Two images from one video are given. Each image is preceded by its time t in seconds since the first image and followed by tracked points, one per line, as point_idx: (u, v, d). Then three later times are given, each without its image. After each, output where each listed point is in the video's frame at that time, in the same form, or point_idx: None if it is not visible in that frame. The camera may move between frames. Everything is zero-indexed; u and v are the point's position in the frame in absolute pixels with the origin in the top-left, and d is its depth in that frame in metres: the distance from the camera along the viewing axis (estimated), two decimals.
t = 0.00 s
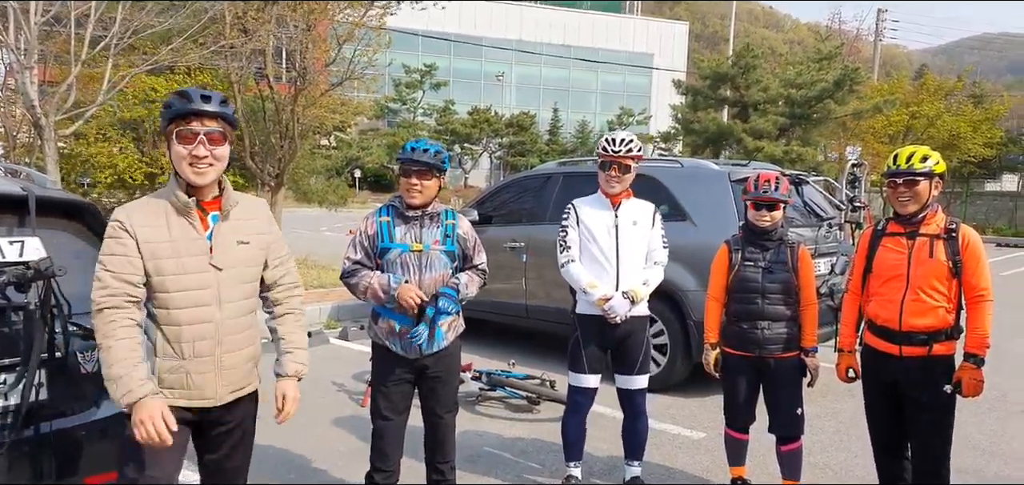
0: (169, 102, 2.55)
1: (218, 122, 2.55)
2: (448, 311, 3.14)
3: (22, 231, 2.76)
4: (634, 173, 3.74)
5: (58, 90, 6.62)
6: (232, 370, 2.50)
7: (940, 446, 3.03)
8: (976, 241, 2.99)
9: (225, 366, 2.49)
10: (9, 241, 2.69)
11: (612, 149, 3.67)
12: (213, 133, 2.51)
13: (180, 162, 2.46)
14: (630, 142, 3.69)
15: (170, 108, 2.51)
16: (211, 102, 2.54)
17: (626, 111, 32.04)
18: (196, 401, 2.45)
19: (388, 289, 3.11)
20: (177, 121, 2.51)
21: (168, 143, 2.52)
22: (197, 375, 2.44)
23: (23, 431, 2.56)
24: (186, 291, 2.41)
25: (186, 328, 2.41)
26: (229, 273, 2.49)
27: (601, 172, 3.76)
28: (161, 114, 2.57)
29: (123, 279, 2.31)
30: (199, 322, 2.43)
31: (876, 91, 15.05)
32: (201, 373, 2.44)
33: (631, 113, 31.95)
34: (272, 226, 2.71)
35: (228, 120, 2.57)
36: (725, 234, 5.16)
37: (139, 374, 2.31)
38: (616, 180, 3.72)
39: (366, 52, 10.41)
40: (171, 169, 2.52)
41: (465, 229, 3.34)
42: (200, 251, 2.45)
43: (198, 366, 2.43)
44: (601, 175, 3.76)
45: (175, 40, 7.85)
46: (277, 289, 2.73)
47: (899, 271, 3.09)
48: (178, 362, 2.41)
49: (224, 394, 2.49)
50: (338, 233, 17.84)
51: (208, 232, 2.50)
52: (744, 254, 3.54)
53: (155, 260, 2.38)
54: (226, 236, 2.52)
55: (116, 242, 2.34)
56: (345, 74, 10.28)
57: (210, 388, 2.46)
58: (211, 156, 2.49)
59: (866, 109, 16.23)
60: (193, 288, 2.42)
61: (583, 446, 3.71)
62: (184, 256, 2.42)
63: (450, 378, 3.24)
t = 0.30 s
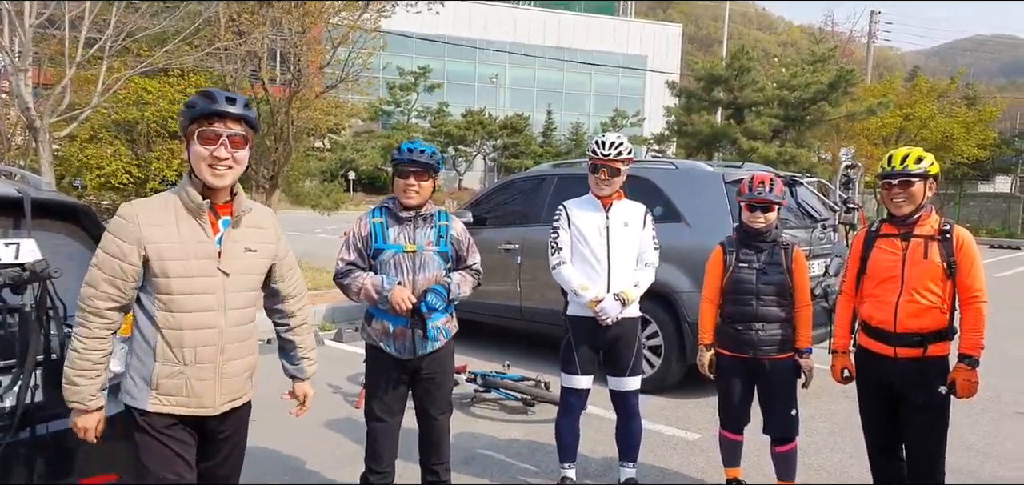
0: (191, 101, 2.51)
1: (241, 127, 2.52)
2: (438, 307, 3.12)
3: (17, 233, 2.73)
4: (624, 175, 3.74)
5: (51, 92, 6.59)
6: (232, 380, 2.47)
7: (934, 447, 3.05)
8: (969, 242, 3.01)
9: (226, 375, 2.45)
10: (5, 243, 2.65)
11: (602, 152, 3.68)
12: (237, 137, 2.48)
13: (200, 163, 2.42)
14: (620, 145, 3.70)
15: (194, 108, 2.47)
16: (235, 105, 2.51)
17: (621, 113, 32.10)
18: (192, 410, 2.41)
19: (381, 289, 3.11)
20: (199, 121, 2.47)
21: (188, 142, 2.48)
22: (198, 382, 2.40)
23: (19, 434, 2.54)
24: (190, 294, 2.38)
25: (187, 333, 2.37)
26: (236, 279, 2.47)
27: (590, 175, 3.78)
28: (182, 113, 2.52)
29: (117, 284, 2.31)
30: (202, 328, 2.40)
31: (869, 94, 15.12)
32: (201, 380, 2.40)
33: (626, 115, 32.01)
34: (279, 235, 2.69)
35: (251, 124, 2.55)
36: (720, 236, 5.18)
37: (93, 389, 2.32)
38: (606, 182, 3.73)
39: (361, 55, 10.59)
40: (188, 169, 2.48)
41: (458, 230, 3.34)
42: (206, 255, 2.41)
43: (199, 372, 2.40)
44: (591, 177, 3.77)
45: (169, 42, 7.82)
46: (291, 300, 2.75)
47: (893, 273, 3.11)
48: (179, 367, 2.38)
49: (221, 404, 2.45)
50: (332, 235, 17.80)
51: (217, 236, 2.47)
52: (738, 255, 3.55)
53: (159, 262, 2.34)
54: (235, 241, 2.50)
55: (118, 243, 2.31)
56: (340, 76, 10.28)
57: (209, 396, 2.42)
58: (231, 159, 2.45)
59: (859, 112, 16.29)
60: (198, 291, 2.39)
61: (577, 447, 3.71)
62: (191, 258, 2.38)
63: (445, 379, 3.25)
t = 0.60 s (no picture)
0: (177, 98, 2.43)
1: (228, 124, 2.45)
2: (440, 304, 3.13)
3: (16, 234, 2.68)
4: (624, 175, 3.74)
5: (48, 93, 6.56)
6: (242, 381, 2.45)
7: (933, 445, 3.05)
8: (967, 239, 3.02)
9: (237, 377, 2.43)
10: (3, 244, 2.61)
11: (603, 152, 3.69)
12: (223, 135, 2.41)
13: (188, 162, 2.35)
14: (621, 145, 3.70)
15: (179, 105, 2.39)
16: (222, 100, 2.44)
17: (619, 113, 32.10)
18: (209, 416, 2.36)
19: (378, 286, 3.10)
20: (185, 118, 2.39)
21: (173, 140, 2.40)
22: (212, 386, 2.35)
23: (19, 435, 2.54)
24: (196, 297, 2.31)
25: (198, 337, 2.31)
26: (238, 279, 2.43)
27: (591, 176, 3.78)
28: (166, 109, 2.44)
29: (122, 295, 2.19)
30: (213, 331, 2.35)
31: (866, 92, 15.13)
32: (215, 384, 2.36)
33: (624, 115, 32.01)
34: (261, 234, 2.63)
35: (238, 121, 2.48)
36: (718, 235, 5.19)
37: (110, 415, 2.21)
38: (608, 183, 3.74)
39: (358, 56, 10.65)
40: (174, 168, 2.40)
41: (456, 229, 3.35)
42: (208, 255, 2.35)
43: (212, 376, 2.35)
44: (592, 177, 3.77)
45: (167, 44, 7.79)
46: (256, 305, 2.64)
47: (892, 271, 3.11)
48: (192, 373, 2.31)
49: (233, 407, 2.42)
50: (331, 235, 17.79)
51: (211, 235, 2.41)
52: (737, 254, 3.55)
53: (164, 266, 2.25)
54: (232, 240, 2.45)
55: (118, 249, 2.18)
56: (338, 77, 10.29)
57: (223, 399, 2.38)
58: (219, 158, 2.39)
59: (857, 110, 16.30)
60: (206, 293, 2.33)
61: (577, 446, 3.72)
62: (194, 259, 2.31)
63: (444, 379, 3.25)
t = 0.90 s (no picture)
0: (160, 95, 2.40)
1: (211, 119, 2.40)
2: (434, 305, 3.12)
3: (8, 234, 2.67)
4: (624, 177, 3.74)
5: (41, 92, 6.52)
6: (233, 382, 2.41)
7: (926, 445, 3.06)
8: (959, 239, 3.03)
9: (226, 378, 2.39)
10: None
11: (603, 153, 3.67)
12: (205, 130, 2.37)
13: (171, 159, 2.32)
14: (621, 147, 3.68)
15: (162, 102, 2.36)
16: (206, 95, 2.40)
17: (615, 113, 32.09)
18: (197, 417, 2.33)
19: (372, 287, 3.10)
20: (169, 114, 2.36)
21: (158, 138, 2.37)
22: (200, 388, 2.32)
23: (11, 436, 2.49)
24: (184, 298, 2.27)
25: (186, 337, 2.28)
26: (228, 278, 2.39)
27: (592, 176, 3.77)
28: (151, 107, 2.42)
29: (118, 277, 2.14)
30: (201, 332, 2.31)
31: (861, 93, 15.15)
32: (202, 386, 2.32)
33: (619, 115, 32.00)
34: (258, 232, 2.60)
35: (222, 115, 2.44)
36: (713, 235, 5.20)
37: (143, 367, 2.09)
38: (608, 184, 3.74)
39: (353, 55, 10.38)
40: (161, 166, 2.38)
41: (451, 229, 3.35)
42: (197, 254, 2.32)
43: (200, 378, 2.31)
44: (593, 178, 3.77)
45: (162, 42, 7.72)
46: (261, 302, 2.64)
47: (885, 271, 3.13)
48: (180, 374, 2.28)
49: (224, 408, 2.39)
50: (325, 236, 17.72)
51: (202, 234, 2.38)
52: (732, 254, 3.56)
53: (152, 266, 2.22)
54: (223, 238, 2.42)
55: (111, 242, 2.16)
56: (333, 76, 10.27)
57: (213, 401, 2.35)
58: (203, 154, 2.35)
59: (852, 111, 16.31)
60: (194, 294, 2.30)
61: (573, 446, 3.72)
62: (182, 259, 2.28)
63: (439, 379, 3.24)
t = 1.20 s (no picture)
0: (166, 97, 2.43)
1: (207, 117, 2.38)
2: (419, 304, 3.13)
3: None
4: (616, 179, 3.75)
5: (23, 87, 6.45)
6: (231, 382, 2.42)
7: (908, 446, 3.09)
8: (941, 242, 3.06)
9: (223, 377, 2.40)
10: None
11: (597, 154, 3.67)
12: (199, 129, 2.35)
13: (170, 161, 2.34)
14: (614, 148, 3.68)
15: (163, 104, 2.38)
16: (202, 94, 2.38)
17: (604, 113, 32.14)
18: (190, 414, 2.35)
19: (357, 286, 3.10)
20: (168, 116, 2.38)
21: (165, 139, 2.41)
22: (194, 386, 2.34)
23: None
24: (183, 296, 2.31)
25: (182, 335, 2.31)
26: (229, 278, 2.40)
27: (585, 177, 3.77)
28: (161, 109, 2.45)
29: (120, 283, 2.18)
30: (197, 330, 2.34)
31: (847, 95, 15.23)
32: (197, 383, 2.35)
33: (608, 116, 32.04)
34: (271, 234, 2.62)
35: (219, 114, 2.40)
36: (699, 237, 5.22)
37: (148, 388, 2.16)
38: (600, 185, 3.74)
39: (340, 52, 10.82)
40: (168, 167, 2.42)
41: (438, 229, 3.34)
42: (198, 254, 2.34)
43: (194, 376, 2.34)
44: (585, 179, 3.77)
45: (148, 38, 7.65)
46: (272, 304, 2.61)
47: (868, 273, 3.15)
48: (173, 371, 2.32)
49: (220, 407, 2.40)
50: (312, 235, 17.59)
51: (207, 234, 2.40)
52: (718, 254, 3.58)
53: (151, 264, 2.26)
54: (228, 240, 2.43)
55: (112, 241, 2.20)
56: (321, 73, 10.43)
57: (208, 399, 2.37)
58: (197, 154, 2.34)
59: (838, 114, 16.41)
60: (192, 293, 2.32)
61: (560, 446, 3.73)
62: (182, 257, 2.31)
63: (425, 378, 3.24)
